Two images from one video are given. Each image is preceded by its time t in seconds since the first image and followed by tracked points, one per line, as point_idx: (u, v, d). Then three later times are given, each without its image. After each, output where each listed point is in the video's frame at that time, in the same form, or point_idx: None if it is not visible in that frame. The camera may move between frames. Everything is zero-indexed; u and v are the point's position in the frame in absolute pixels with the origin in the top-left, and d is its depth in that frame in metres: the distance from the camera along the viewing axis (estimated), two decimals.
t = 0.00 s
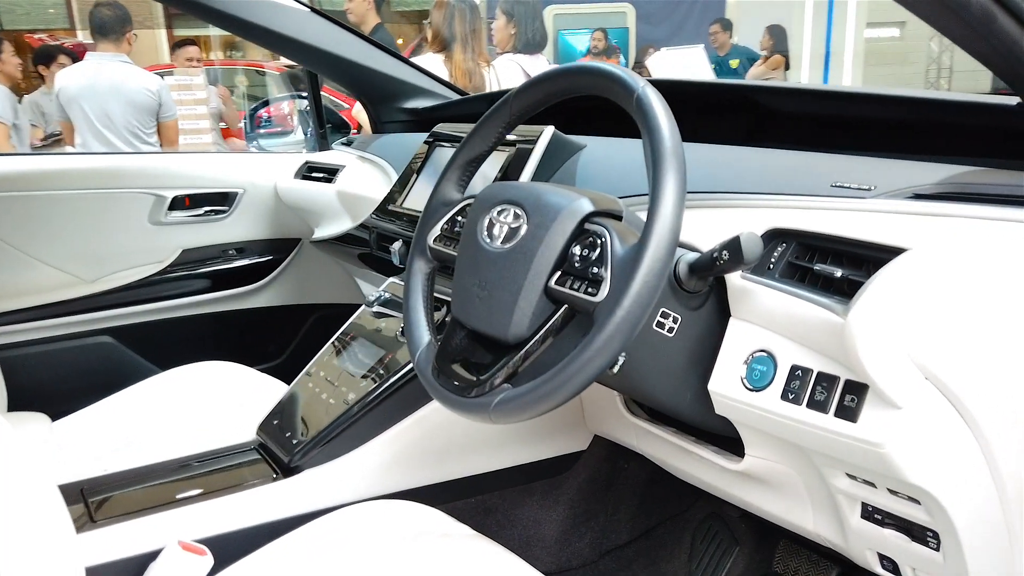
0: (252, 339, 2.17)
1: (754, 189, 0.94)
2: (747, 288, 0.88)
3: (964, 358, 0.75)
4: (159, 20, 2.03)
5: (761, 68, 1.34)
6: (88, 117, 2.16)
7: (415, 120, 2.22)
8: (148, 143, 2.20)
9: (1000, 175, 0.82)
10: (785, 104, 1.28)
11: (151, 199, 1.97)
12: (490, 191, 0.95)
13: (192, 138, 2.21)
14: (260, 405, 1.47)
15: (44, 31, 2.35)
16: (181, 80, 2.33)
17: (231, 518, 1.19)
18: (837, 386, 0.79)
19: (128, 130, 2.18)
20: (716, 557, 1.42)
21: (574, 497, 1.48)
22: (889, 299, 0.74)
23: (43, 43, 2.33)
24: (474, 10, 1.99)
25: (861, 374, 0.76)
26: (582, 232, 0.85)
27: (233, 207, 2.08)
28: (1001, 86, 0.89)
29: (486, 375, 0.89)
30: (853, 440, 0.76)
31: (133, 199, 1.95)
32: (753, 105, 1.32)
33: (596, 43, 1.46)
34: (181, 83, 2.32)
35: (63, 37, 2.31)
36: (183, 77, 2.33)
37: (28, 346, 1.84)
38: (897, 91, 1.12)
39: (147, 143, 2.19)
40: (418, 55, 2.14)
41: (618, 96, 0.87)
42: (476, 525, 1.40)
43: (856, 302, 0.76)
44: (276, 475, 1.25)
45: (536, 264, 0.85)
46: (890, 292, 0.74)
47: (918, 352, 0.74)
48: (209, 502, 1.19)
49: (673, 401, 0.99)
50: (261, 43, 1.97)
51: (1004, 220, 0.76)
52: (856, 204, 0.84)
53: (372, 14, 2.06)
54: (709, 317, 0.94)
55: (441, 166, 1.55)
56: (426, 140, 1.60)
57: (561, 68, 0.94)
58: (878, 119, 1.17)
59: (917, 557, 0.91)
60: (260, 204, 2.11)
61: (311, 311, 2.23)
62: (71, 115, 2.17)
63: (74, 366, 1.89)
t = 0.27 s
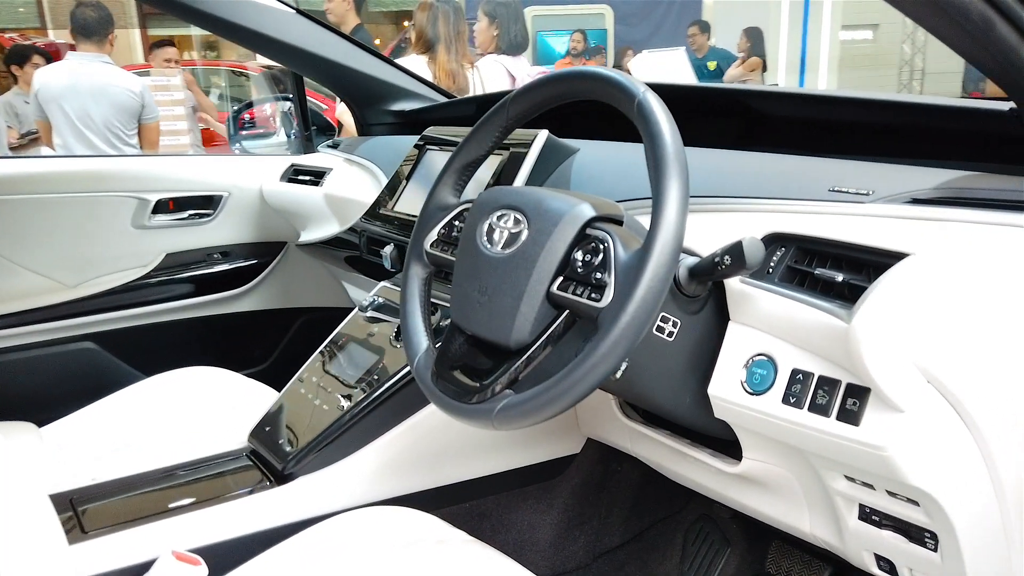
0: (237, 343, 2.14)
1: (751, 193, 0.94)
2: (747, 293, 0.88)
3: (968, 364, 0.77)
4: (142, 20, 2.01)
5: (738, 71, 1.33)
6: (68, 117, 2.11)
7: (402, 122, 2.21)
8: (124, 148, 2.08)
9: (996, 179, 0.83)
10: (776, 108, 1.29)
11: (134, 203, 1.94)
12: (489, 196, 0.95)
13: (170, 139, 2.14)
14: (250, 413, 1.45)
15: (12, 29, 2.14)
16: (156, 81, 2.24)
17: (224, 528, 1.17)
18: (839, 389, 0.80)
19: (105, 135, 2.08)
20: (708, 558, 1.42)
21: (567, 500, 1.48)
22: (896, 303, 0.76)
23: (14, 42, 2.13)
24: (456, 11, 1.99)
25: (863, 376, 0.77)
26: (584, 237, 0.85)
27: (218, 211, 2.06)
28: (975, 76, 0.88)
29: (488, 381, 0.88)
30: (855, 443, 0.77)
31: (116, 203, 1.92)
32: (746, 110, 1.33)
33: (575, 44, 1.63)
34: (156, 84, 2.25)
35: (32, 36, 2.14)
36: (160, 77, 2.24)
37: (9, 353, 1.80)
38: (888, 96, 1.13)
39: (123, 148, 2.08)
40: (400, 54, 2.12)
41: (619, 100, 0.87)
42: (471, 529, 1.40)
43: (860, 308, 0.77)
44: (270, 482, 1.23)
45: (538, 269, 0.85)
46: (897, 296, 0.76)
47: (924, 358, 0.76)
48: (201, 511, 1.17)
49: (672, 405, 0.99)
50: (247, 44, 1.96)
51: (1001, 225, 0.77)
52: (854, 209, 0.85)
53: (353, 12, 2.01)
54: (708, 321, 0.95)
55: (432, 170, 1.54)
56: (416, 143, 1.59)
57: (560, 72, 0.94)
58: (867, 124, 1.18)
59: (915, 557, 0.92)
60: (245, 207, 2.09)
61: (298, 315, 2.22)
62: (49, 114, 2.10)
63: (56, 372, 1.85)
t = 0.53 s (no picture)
0: (226, 348, 2.12)
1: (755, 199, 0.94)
2: (752, 298, 0.88)
3: (973, 367, 0.77)
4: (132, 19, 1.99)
5: (718, 72, 1.45)
6: (48, 116, 2.04)
7: (391, 125, 2.19)
8: (104, 152, 2.04)
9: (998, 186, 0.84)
10: (774, 112, 1.29)
11: (121, 206, 1.91)
12: (493, 202, 0.94)
13: (152, 140, 2.14)
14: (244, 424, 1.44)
15: None
16: (137, 81, 2.22)
17: (221, 538, 1.14)
18: (846, 395, 0.80)
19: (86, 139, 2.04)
20: (704, 561, 1.42)
21: (565, 505, 1.48)
22: (905, 312, 0.76)
23: None
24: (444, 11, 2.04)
25: (871, 382, 0.77)
26: (590, 243, 0.84)
27: (206, 214, 2.03)
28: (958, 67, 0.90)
29: (493, 388, 0.87)
30: (864, 449, 0.77)
31: (103, 206, 1.89)
32: (744, 113, 1.34)
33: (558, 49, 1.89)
34: (137, 84, 2.21)
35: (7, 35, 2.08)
36: (140, 77, 2.22)
37: None
38: (886, 101, 1.14)
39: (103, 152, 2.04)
40: (387, 55, 2.13)
41: (623, 105, 0.86)
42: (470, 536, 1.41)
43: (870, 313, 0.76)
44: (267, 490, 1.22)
45: (544, 276, 0.84)
46: (906, 305, 0.75)
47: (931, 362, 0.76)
48: (196, 521, 1.15)
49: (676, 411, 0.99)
50: (235, 46, 1.93)
51: (1006, 232, 0.78)
52: (859, 215, 0.85)
53: (337, 12, 2.01)
54: (713, 327, 0.94)
55: (427, 175, 1.52)
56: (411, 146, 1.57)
57: (563, 77, 0.93)
58: (864, 128, 1.19)
59: (919, 561, 0.92)
60: (234, 210, 2.06)
61: (287, 319, 2.19)
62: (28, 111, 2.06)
63: (41, 378, 1.82)
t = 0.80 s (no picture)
0: (216, 353, 2.09)
1: (760, 204, 0.94)
2: (759, 304, 0.88)
3: (983, 373, 0.77)
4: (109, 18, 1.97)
5: (702, 74, 1.47)
6: (29, 116, 2.00)
7: (383, 127, 2.18)
8: (85, 154, 2.00)
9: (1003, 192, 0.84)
10: (772, 117, 1.30)
11: (109, 210, 1.88)
12: (497, 207, 0.93)
13: (133, 141, 2.11)
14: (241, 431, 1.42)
15: None
16: (118, 81, 2.16)
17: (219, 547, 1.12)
18: (854, 401, 0.80)
19: (68, 141, 1.99)
20: (700, 564, 1.39)
21: (564, 510, 1.49)
22: (915, 317, 0.75)
23: None
24: (431, 13, 2.04)
25: (880, 388, 0.77)
26: (598, 250, 0.84)
27: (195, 218, 2.00)
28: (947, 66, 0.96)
29: (500, 396, 0.87)
30: (873, 455, 0.77)
31: (90, 210, 1.86)
32: (742, 118, 1.34)
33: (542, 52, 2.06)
34: (118, 84, 2.16)
35: None
36: (121, 78, 2.16)
37: None
38: (884, 106, 1.14)
39: (84, 155, 2.00)
40: (373, 57, 2.12)
41: (630, 111, 0.86)
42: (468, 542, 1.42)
43: (881, 320, 0.76)
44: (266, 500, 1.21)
45: (552, 282, 0.84)
46: (917, 310, 0.75)
47: (941, 366, 0.76)
48: (193, 531, 1.13)
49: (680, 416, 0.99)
50: (225, 47, 1.91)
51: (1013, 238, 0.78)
52: (865, 221, 0.85)
53: (321, 13, 2.00)
54: (717, 332, 0.94)
55: (423, 181, 1.51)
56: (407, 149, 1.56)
57: (566, 81, 0.93)
58: (862, 133, 1.19)
59: (924, 566, 0.92)
60: (224, 214, 2.04)
61: (279, 323, 2.17)
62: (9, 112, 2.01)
63: (28, 385, 1.79)
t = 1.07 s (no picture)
0: (206, 357, 2.07)
1: (763, 208, 0.94)
2: (764, 308, 0.88)
3: (991, 376, 0.77)
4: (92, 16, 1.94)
5: (687, 76, 1.46)
6: (13, 115, 1.95)
7: (374, 129, 2.16)
8: (72, 156, 1.98)
9: (1007, 196, 0.84)
10: (771, 120, 1.30)
11: (97, 212, 1.85)
12: (501, 212, 0.93)
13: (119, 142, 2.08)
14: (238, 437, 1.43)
15: None
16: (101, 81, 2.14)
17: (216, 555, 1.10)
18: (862, 405, 0.80)
19: (53, 142, 1.97)
20: (696, 567, 1.38)
21: (562, 514, 1.49)
22: (927, 320, 0.75)
23: None
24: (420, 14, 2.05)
25: (888, 393, 0.77)
26: (604, 255, 0.83)
27: (185, 220, 1.98)
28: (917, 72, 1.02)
29: (506, 402, 0.86)
30: (883, 459, 0.77)
31: (78, 212, 1.83)
32: (741, 121, 1.34)
33: (528, 48, 1.84)
34: (101, 85, 2.13)
35: None
36: (104, 78, 2.14)
37: None
38: (884, 109, 1.14)
39: (71, 156, 1.98)
40: (360, 57, 2.11)
41: (635, 114, 0.86)
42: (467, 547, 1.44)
43: (890, 325, 0.76)
44: (262, 507, 1.18)
45: (558, 288, 0.83)
46: (928, 313, 0.75)
47: (949, 370, 0.75)
48: (189, 540, 1.11)
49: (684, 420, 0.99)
50: (216, 48, 1.89)
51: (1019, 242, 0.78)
52: (870, 225, 0.85)
53: (306, 13, 1.98)
54: (720, 336, 0.94)
55: (417, 185, 1.50)
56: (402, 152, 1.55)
57: (570, 85, 0.92)
58: (861, 135, 1.19)
59: (927, 569, 0.93)
60: (214, 216, 2.02)
61: (269, 327, 2.15)
62: None
63: (15, 390, 1.75)
